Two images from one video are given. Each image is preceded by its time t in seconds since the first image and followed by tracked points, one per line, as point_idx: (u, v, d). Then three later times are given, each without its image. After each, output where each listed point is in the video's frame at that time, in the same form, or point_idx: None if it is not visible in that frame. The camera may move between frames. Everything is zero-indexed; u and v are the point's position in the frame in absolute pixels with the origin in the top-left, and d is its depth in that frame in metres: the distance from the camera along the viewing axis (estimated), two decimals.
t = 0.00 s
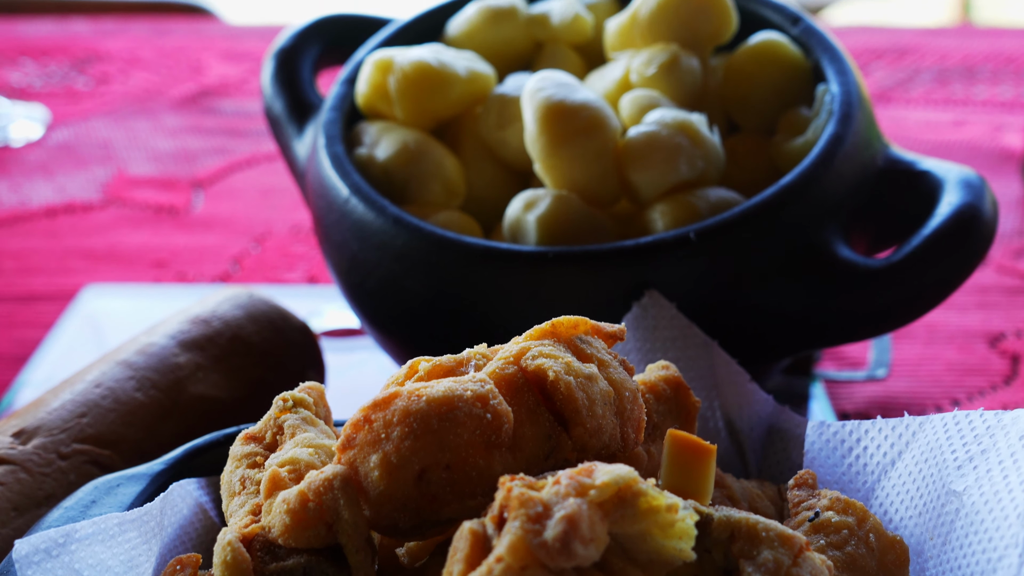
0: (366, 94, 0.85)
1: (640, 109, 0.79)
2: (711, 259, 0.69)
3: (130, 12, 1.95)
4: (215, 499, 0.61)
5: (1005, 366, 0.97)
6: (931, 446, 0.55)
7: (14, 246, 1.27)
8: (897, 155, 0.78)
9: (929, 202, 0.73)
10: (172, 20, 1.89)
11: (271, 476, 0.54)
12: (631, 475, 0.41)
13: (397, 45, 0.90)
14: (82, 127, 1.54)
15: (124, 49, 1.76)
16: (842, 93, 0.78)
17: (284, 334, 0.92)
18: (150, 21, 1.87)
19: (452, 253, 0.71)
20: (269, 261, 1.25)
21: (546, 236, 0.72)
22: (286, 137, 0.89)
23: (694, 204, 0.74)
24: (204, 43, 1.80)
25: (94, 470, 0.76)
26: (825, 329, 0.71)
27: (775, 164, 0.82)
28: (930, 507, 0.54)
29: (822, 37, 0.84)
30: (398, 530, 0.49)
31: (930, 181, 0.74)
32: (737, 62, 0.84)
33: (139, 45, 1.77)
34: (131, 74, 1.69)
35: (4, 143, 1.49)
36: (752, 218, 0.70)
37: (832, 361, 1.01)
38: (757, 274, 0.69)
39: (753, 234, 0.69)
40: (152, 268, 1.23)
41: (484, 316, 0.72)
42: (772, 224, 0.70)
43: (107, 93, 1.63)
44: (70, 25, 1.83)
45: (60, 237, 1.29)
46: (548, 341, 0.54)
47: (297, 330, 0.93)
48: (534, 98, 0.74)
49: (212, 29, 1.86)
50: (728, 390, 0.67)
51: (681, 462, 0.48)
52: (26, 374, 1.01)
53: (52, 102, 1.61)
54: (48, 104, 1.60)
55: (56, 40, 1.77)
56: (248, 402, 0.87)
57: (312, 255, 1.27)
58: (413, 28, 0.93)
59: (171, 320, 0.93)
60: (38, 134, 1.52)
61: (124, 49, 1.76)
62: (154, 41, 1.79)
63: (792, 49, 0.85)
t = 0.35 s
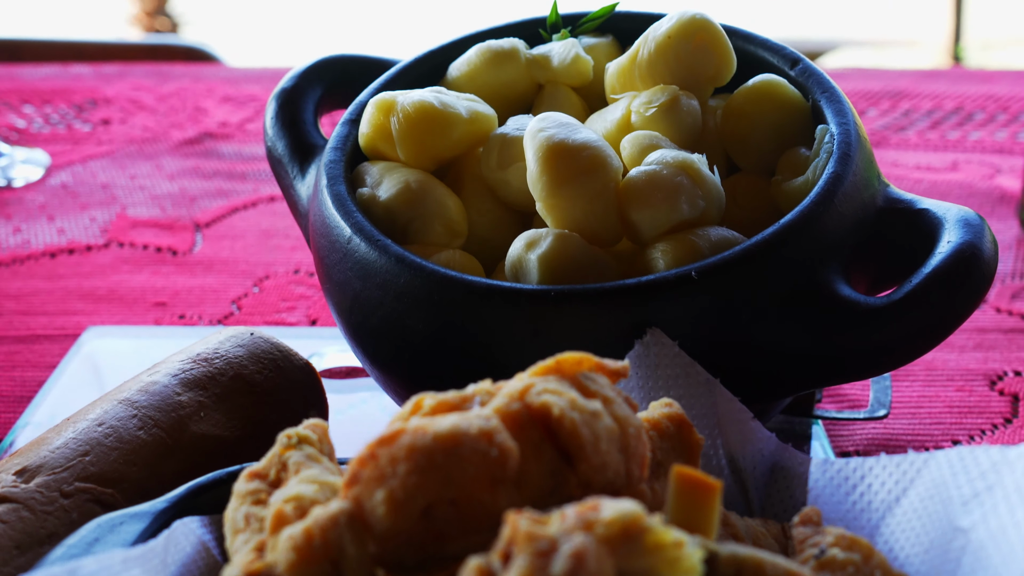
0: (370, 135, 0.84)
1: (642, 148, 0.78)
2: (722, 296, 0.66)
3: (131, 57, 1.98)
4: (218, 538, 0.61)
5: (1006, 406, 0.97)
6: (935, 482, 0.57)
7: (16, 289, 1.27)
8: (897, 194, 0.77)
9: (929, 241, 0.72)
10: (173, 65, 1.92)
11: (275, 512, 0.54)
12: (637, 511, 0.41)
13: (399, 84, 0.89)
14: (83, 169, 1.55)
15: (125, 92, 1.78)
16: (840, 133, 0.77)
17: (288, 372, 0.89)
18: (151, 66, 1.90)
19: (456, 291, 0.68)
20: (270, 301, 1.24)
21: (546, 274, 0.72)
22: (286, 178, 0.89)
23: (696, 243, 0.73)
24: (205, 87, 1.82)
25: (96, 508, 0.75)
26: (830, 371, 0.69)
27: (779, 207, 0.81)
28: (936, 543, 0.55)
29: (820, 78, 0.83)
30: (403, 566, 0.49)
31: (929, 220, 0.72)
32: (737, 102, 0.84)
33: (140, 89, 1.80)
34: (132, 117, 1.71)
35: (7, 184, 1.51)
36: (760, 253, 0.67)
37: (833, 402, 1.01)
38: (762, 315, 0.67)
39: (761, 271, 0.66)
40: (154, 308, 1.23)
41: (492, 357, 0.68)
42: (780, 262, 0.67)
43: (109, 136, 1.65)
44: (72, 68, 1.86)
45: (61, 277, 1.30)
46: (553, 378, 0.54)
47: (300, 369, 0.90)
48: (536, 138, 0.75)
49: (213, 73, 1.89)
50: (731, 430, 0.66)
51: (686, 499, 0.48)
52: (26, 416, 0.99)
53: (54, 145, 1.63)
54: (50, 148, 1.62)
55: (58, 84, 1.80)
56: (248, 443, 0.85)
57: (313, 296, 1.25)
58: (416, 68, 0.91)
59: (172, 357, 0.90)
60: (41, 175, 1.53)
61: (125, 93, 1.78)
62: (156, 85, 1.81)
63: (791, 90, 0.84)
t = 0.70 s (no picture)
0: (371, 170, 0.84)
1: (644, 182, 0.78)
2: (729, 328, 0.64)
3: (135, 97, 2.00)
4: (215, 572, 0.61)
5: (1010, 443, 0.96)
6: (940, 515, 0.58)
7: (17, 324, 1.26)
8: (898, 229, 0.76)
9: (932, 276, 0.71)
10: (176, 104, 1.95)
11: (275, 544, 0.53)
12: (640, 542, 0.41)
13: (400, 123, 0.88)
14: (85, 207, 1.55)
15: (128, 131, 1.80)
16: (843, 168, 0.77)
17: (287, 409, 0.88)
18: (154, 105, 1.92)
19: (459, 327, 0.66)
20: (270, 337, 1.22)
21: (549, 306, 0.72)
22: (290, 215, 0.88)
23: (698, 278, 0.73)
24: (207, 126, 1.83)
25: (96, 542, 0.74)
26: (836, 406, 0.67)
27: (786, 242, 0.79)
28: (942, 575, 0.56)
29: (822, 113, 0.84)
30: None
31: (931, 254, 0.72)
32: (738, 138, 0.84)
33: (143, 128, 1.82)
34: (135, 155, 1.72)
35: (9, 221, 1.50)
36: (765, 285, 0.65)
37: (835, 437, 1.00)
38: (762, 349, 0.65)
39: (766, 302, 0.65)
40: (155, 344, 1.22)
41: (497, 392, 0.66)
42: (785, 296, 0.66)
43: (112, 174, 1.65)
44: (75, 107, 1.88)
45: (62, 314, 1.28)
46: (555, 410, 0.53)
47: (299, 404, 0.89)
48: (539, 172, 0.74)
49: (215, 112, 1.90)
50: (734, 463, 0.63)
51: (689, 530, 0.47)
52: (25, 452, 0.95)
53: (56, 183, 1.63)
54: (52, 186, 1.61)
55: (64, 121, 1.82)
56: (248, 477, 0.84)
57: (315, 333, 1.23)
58: (416, 106, 0.91)
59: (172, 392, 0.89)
60: (43, 211, 1.53)
61: (127, 131, 1.80)
62: (158, 124, 1.83)
63: (792, 125, 0.84)
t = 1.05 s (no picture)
0: (371, 205, 0.81)
1: (644, 216, 0.75)
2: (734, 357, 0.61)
3: (136, 135, 1.97)
4: None
5: (1012, 478, 0.96)
6: (944, 549, 0.60)
7: (16, 360, 1.21)
8: (899, 263, 0.74)
9: (933, 309, 0.68)
10: (179, 142, 1.92)
11: None
12: None
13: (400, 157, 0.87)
14: (86, 243, 1.51)
15: (130, 168, 1.77)
16: (843, 202, 0.74)
17: (287, 443, 0.83)
18: (155, 143, 1.90)
19: (459, 357, 0.62)
20: (271, 373, 1.17)
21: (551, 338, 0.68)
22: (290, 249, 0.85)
23: (699, 310, 0.69)
24: (209, 163, 1.80)
25: None
26: (842, 440, 0.63)
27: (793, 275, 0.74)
28: None
29: (821, 146, 0.80)
30: None
31: (932, 287, 0.70)
32: (738, 172, 0.81)
33: (146, 165, 1.78)
34: (136, 192, 1.69)
35: (10, 257, 1.46)
36: (771, 317, 0.62)
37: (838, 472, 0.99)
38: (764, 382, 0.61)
39: (773, 334, 0.62)
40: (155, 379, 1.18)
41: (510, 428, 0.61)
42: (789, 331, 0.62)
43: (113, 211, 1.61)
44: (77, 145, 1.85)
45: (62, 349, 1.23)
46: (556, 443, 0.50)
47: (300, 438, 0.85)
48: (538, 207, 0.71)
49: (218, 148, 1.86)
50: (736, 496, 0.60)
51: (690, 565, 0.45)
52: (25, 487, 0.94)
53: (58, 220, 1.59)
54: (54, 223, 1.58)
55: (66, 159, 1.79)
56: (249, 515, 0.79)
57: (316, 368, 1.19)
58: (416, 142, 0.89)
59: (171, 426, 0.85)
60: (45, 247, 1.50)
61: (130, 168, 1.76)
62: (160, 161, 1.79)
63: (792, 160, 0.81)
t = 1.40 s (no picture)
0: (371, 241, 0.80)
1: (644, 252, 0.74)
2: (737, 394, 0.59)
3: (138, 171, 1.98)
4: None
5: (1017, 515, 0.94)
6: None
7: (14, 397, 1.20)
8: (900, 298, 0.72)
9: (936, 345, 0.67)
10: (179, 178, 1.93)
11: None
12: None
13: (399, 193, 0.87)
14: (87, 279, 1.50)
15: (131, 204, 1.77)
16: (844, 236, 0.73)
17: (287, 480, 0.79)
18: (157, 180, 1.91)
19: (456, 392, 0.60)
20: (270, 409, 1.15)
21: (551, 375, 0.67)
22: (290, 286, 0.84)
23: (700, 346, 0.68)
24: (209, 198, 1.81)
25: None
26: (845, 478, 0.61)
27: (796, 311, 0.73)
28: None
29: (821, 181, 0.80)
30: None
31: (933, 323, 0.68)
32: (739, 207, 0.81)
33: (147, 201, 1.79)
34: (137, 229, 1.68)
35: (10, 292, 1.46)
36: (773, 352, 0.60)
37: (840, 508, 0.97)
38: (765, 420, 0.60)
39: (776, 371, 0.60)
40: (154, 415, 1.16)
41: (511, 467, 0.60)
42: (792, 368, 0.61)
43: (114, 247, 1.61)
44: (79, 182, 1.86)
45: (60, 386, 1.22)
46: (554, 480, 0.48)
47: (297, 474, 0.80)
48: (538, 242, 0.70)
49: (219, 188, 1.86)
50: (739, 533, 0.59)
51: None
52: (20, 524, 0.93)
53: (59, 256, 1.59)
54: (54, 260, 1.58)
55: (67, 195, 1.79)
56: (246, 554, 0.76)
57: (316, 406, 1.17)
58: (415, 178, 0.89)
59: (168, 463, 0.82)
60: (44, 283, 1.49)
61: (131, 205, 1.77)
62: (161, 198, 1.80)
63: (793, 194, 0.81)
